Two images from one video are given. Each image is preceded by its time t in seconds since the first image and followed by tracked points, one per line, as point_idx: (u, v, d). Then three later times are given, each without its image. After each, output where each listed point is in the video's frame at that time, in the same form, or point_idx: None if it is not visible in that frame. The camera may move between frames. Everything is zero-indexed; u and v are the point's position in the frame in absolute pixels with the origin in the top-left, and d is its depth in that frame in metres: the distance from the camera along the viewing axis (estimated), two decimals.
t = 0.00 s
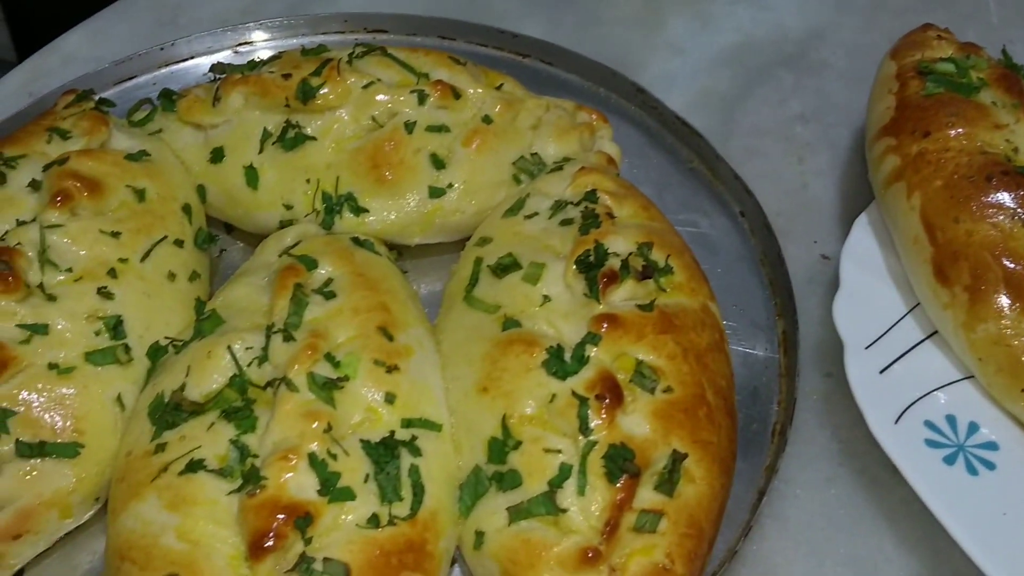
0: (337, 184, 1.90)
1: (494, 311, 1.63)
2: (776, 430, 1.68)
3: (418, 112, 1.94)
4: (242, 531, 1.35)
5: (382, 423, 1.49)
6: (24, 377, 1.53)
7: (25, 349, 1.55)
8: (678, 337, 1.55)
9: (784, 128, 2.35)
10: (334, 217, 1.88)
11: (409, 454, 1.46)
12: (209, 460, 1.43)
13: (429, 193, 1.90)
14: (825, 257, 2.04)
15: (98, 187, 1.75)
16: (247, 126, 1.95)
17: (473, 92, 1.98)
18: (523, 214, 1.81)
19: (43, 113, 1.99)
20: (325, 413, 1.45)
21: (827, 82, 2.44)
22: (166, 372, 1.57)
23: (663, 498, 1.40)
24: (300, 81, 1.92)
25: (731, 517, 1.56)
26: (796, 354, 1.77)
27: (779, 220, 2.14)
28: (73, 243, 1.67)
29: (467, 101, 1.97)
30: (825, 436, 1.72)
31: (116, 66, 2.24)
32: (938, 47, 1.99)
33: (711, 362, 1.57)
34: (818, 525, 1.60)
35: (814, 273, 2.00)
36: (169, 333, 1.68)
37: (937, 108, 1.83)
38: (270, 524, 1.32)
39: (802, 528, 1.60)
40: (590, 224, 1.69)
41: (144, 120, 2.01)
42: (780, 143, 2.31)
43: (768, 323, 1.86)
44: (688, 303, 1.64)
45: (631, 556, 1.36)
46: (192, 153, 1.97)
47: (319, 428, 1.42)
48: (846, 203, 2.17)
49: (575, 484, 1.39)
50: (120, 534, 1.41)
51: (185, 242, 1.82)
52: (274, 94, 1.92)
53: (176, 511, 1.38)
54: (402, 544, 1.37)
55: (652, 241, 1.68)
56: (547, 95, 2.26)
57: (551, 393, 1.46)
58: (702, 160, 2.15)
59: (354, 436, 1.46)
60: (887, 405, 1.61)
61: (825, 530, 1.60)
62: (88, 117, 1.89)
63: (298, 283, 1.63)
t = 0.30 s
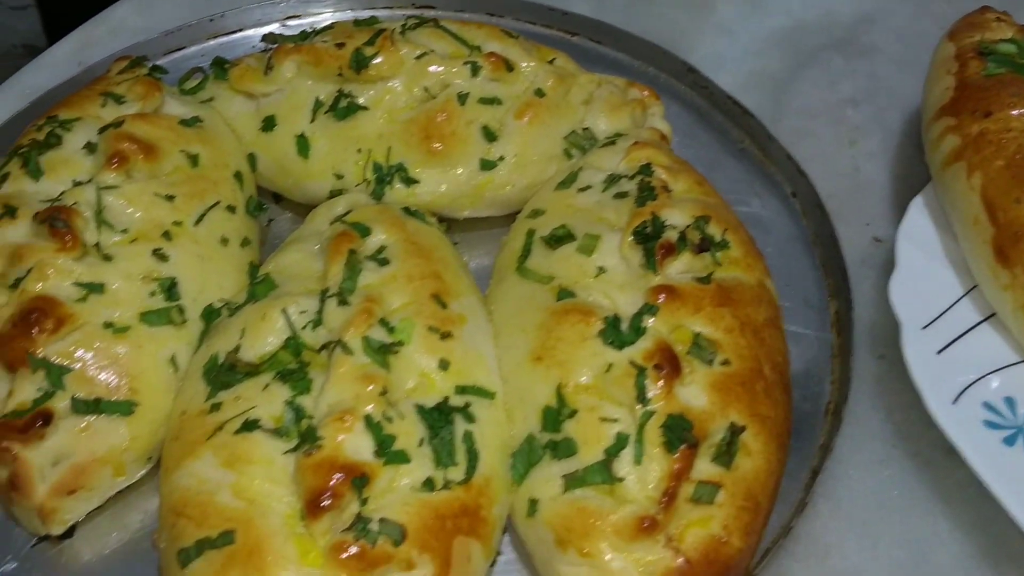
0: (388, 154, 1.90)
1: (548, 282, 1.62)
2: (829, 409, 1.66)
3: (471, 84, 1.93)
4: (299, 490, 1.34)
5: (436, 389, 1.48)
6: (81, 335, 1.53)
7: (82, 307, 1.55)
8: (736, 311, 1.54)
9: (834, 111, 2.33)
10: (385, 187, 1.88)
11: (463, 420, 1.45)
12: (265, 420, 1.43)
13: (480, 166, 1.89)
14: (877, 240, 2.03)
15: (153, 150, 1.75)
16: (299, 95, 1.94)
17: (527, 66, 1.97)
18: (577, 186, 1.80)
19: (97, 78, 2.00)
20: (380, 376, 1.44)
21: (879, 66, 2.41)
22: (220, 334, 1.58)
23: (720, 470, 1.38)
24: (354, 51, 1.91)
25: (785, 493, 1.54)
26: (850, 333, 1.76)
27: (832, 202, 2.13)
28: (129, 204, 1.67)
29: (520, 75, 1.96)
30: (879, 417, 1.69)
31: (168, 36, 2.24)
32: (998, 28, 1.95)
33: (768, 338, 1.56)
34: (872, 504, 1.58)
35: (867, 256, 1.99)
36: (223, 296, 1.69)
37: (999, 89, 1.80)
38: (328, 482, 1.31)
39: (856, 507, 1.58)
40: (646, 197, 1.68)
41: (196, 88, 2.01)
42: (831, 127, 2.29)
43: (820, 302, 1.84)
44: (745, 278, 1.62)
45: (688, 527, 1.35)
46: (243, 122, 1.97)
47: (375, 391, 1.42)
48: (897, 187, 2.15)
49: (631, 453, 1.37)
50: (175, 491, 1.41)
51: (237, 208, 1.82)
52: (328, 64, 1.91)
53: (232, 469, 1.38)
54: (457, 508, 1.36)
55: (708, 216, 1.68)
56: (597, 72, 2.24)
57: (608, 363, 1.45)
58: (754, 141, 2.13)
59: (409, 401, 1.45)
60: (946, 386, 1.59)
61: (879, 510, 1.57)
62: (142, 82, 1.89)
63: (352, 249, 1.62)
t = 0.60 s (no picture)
0: (500, 89, 1.88)
1: (670, 213, 1.58)
2: (964, 350, 1.58)
3: (585, 18, 1.91)
4: (423, 411, 1.32)
5: (558, 317, 1.45)
6: (207, 261, 1.54)
7: (206, 233, 1.56)
8: (870, 243, 1.48)
9: (959, 53, 2.20)
10: (497, 123, 1.85)
11: (585, 348, 1.42)
12: (387, 343, 1.41)
13: (594, 101, 1.86)
14: (1009, 181, 1.93)
15: (269, 83, 1.77)
16: (409, 32, 1.93)
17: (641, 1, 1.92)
18: (697, 119, 1.75)
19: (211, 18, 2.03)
20: (502, 302, 1.42)
21: (1006, 6, 2.28)
22: (339, 262, 1.56)
23: (857, 402, 1.33)
24: None
25: (919, 434, 1.47)
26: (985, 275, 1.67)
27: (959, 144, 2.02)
28: (248, 134, 1.68)
29: (635, 9, 1.92)
30: (1015, 360, 1.61)
31: None
32: None
33: (903, 271, 1.50)
34: (1010, 448, 1.50)
35: (998, 197, 1.89)
36: (341, 226, 1.68)
37: None
38: (453, 402, 1.29)
39: (994, 450, 1.50)
40: (772, 126, 1.65)
41: (306, 28, 2.01)
42: (956, 68, 2.17)
43: (950, 243, 1.76)
44: (878, 211, 1.56)
45: (820, 459, 1.29)
46: (354, 60, 1.96)
47: (497, 315, 1.39)
48: None
49: (764, 381, 1.33)
50: (299, 411, 1.40)
51: (350, 142, 1.81)
52: None
53: (355, 391, 1.36)
54: (583, 434, 1.33)
55: (838, 146, 1.62)
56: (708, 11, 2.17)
57: (737, 292, 1.41)
58: (875, 82, 2.03)
59: (529, 328, 1.42)
60: None
61: (1018, 453, 1.49)
62: (257, 19, 1.91)
63: (469, 179, 1.60)
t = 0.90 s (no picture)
0: (513, 48, 1.86)
1: (686, 168, 1.56)
2: (981, 308, 1.57)
3: None
4: (440, 359, 1.31)
5: (574, 269, 1.43)
6: (218, 213, 1.52)
7: (219, 185, 1.55)
8: (888, 196, 1.47)
9: (975, 17, 2.18)
10: (510, 82, 1.83)
11: (602, 300, 1.40)
12: (402, 294, 1.40)
13: (608, 60, 1.85)
14: None
15: (282, 39, 1.75)
16: None
17: None
18: (712, 77, 1.73)
19: None
20: (518, 253, 1.40)
21: None
22: (352, 215, 1.55)
23: (876, 352, 1.33)
24: None
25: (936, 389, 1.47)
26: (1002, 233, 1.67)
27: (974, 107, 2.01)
28: (260, 89, 1.67)
29: None
30: None
31: None
32: None
33: (920, 226, 1.49)
34: None
35: (1013, 159, 1.88)
36: (355, 179, 1.67)
37: None
38: (470, 349, 1.28)
39: (1010, 405, 1.49)
40: (789, 82, 1.63)
41: None
42: (972, 32, 2.15)
43: (967, 203, 1.75)
44: (896, 167, 1.56)
45: (841, 408, 1.30)
46: (365, 20, 1.94)
47: (514, 266, 1.38)
48: None
49: (782, 332, 1.32)
50: (313, 361, 1.39)
51: (363, 100, 1.80)
52: None
53: (370, 340, 1.35)
54: (600, 383, 1.33)
55: (856, 102, 1.61)
56: None
57: (755, 243, 1.40)
58: (889, 44, 2.02)
59: (546, 279, 1.41)
60: None
61: None
62: None
63: (484, 133, 1.58)
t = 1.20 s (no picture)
0: (508, 47, 1.86)
1: (684, 164, 1.57)
2: (973, 303, 1.60)
3: None
4: (446, 352, 1.31)
5: (577, 262, 1.43)
6: (217, 208, 1.51)
7: (217, 180, 1.53)
8: (885, 191, 1.49)
9: (956, 21, 2.22)
10: (505, 81, 1.83)
11: (605, 293, 1.41)
12: (405, 287, 1.39)
13: (602, 60, 1.85)
14: (1009, 144, 1.96)
15: (278, 35, 1.74)
16: None
17: None
18: (706, 76, 1.74)
19: None
20: (522, 246, 1.40)
21: None
22: (352, 210, 1.54)
23: (878, 343, 1.35)
24: None
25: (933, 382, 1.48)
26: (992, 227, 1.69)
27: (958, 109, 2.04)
28: (257, 85, 1.65)
29: None
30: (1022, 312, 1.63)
31: None
32: None
33: (915, 220, 1.51)
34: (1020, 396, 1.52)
35: (997, 159, 1.92)
36: (354, 175, 1.67)
37: None
38: (477, 341, 1.27)
39: (1003, 398, 1.51)
40: (785, 80, 1.64)
41: None
42: (953, 36, 2.19)
43: (955, 200, 1.77)
44: (890, 163, 1.58)
45: (844, 398, 1.31)
46: (358, 20, 1.93)
47: (518, 259, 1.38)
48: None
49: (785, 323, 1.34)
50: (317, 355, 1.38)
51: (358, 97, 1.78)
52: None
53: (374, 333, 1.35)
54: (606, 374, 1.33)
55: (850, 100, 1.63)
56: None
57: (756, 237, 1.42)
58: (875, 46, 2.05)
59: (549, 272, 1.41)
60: None
61: None
62: None
63: (483, 129, 1.57)
